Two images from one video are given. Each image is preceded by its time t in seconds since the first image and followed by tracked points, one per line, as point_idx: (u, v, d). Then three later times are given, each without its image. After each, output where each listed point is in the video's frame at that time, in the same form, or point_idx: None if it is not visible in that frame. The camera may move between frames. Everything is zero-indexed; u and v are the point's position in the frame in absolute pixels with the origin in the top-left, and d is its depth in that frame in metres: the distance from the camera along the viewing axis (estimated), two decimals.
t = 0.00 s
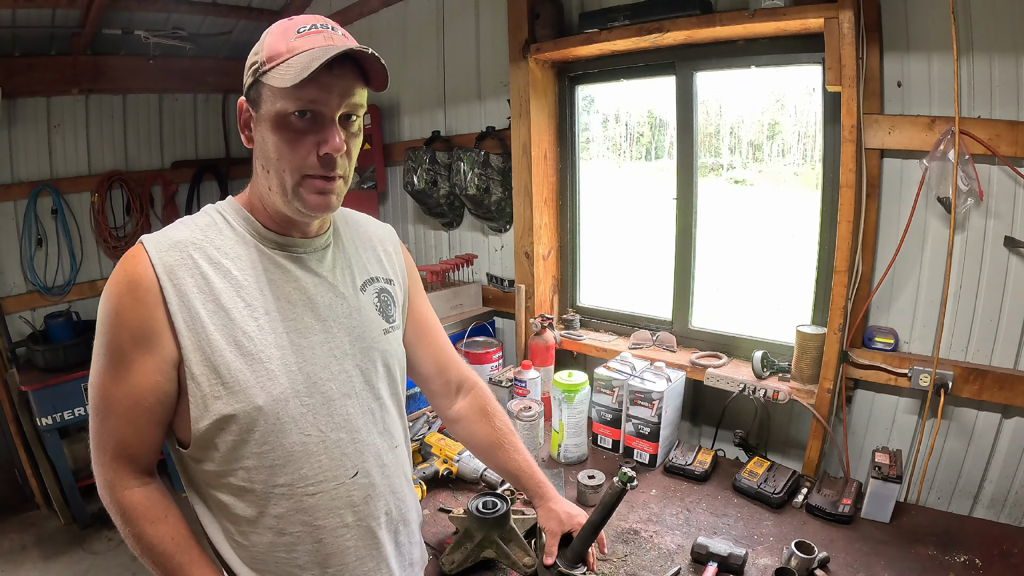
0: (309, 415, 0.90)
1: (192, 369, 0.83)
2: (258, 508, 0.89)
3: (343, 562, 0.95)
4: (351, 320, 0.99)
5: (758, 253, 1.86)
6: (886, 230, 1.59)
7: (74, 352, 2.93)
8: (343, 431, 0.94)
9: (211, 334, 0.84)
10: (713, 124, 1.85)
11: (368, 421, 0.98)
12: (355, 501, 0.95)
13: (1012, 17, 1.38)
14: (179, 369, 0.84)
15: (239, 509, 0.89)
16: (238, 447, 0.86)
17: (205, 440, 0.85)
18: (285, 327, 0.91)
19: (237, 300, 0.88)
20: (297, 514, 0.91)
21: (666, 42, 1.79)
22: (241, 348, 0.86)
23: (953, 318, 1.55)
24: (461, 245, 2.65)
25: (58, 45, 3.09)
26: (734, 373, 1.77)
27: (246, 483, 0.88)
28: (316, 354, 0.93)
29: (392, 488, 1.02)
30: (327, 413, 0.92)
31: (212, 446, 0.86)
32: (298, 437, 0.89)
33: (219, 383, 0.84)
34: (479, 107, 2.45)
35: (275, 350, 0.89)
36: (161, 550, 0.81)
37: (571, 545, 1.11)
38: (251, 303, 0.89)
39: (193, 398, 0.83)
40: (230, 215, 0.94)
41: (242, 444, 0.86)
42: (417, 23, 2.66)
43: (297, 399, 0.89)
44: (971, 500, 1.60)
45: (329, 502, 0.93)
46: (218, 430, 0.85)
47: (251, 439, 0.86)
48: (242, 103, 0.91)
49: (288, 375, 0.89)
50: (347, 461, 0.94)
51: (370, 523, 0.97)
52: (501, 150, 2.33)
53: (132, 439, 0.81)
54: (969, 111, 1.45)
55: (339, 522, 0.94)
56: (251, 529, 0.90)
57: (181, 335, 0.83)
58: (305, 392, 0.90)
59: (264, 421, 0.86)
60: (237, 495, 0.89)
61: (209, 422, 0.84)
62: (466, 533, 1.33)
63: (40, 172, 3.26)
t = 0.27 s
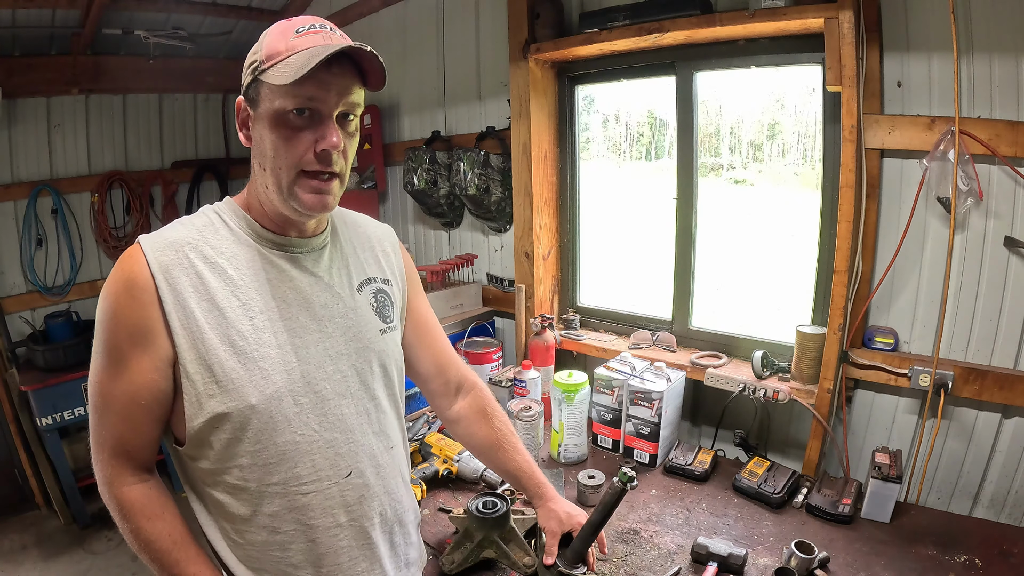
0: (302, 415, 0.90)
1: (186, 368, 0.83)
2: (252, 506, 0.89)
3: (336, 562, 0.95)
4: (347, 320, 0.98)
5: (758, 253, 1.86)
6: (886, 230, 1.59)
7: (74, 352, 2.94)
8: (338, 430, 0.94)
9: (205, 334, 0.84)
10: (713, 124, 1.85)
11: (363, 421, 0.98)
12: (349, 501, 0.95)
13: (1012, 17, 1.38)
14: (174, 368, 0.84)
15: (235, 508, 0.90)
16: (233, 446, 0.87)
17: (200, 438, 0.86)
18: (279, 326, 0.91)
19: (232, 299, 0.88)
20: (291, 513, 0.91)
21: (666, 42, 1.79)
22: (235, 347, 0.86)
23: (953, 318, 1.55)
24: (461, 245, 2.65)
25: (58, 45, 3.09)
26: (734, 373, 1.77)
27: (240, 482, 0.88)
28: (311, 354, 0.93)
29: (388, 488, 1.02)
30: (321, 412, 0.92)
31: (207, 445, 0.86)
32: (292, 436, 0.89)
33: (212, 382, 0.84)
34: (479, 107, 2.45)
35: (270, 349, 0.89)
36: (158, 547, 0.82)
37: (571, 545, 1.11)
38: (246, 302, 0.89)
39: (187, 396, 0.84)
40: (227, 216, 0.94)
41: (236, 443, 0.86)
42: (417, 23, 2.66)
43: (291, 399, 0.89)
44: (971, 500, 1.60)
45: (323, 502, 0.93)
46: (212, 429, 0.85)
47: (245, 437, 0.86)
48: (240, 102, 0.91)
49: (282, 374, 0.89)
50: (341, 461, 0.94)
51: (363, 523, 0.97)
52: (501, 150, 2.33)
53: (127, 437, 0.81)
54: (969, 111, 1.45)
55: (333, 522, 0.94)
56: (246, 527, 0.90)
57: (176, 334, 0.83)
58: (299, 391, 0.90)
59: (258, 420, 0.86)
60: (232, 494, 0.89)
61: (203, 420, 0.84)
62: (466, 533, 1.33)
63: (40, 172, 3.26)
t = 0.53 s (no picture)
0: (300, 411, 0.90)
1: (183, 365, 0.83)
2: (251, 504, 0.89)
3: (336, 558, 0.95)
4: (343, 317, 0.98)
5: (758, 253, 1.86)
6: (887, 230, 1.59)
7: (74, 352, 2.94)
8: (335, 427, 0.94)
9: (202, 332, 0.84)
10: (713, 124, 1.85)
11: (360, 418, 0.98)
12: (348, 497, 0.95)
13: (1012, 17, 1.38)
14: (171, 367, 0.84)
15: (234, 506, 0.90)
16: (230, 444, 0.87)
17: (198, 436, 0.86)
18: (276, 323, 0.91)
19: (228, 298, 0.88)
20: (290, 510, 0.91)
21: (666, 43, 1.79)
22: (232, 344, 0.86)
23: (953, 318, 1.55)
24: (461, 245, 2.66)
25: (58, 45, 3.09)
26: (734, 373, 1.77)
27: (239, 480, 0.88)
28: (308, 351, 0.93)
29: (386, 484, 1.02)
30: (318, 409, 0.92)
31: (205, 443, 0.87)
32: (290, 433, 0.89)
33: (210, 379, 0.84)
34: (479, 107, 2.45)
35: (267, 347, 0.89)
36: (157, 546, 0.82)
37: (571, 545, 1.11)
38: (242, 300, 0.89)
39: (185, 394, 0.84)
40: (221, 215, 0.94)
41: (234, 440, 0.87)
42: (417, 23, 2.66)
43: (288, 396, 0.89)
44: (971, 500, 1.60)
45: (322, 498, 0.93)
46: (210, 427, 0.86)
47: (243, 435, 0.86)
48: (239, 100, 0.90)
49: (279, 372, 0.89)
50: (339, 457, 0.94)
51: (363, 519, 0.97)
52: (501, 150, 2.33)
53: (126, 436, 0.82)
54: (969, 111, 1.45)
55: (332, 518, 0.94)
56: (246, 526, 0.90)
57: (172, 333, 0.83)
58: (296, 388, 0.90)
59: (255, 417, 0.87)
60: (232, 492, 0.89)
61: (201, 418, 0.84)
62: (466, 533, 1.33)
63: (40, 172, 3.26)
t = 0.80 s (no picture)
0: (299, 413, 0.90)
1: (181, 370, 0.83)
2: (251, 507, 0.89)
3: (337, 557, 0.95)
4: (338, 319, 0.98)
5: (758, 253, 1.86)
6: (886, 230, 1.59)
7: (74, 352, 2.94)
8: (333, 428, 0.94)
9: (198, 336, 0.84)
10: (713, 124, 1.85)
11: (358, 419, 0.98)
12: (348, 498, 0.95)
13: (1012, 18, 1.38)
14: (167, 371, 0.84)
15: (232, 508, 0.90)
16: (229, 447, 0.87)
17: (196, 440, 0.86)
18: (273, 325, 0.91)
19: (224, 300, 0.87)
20: (290, 512, 0.91)
21: (666, 42, 1.79)
22: (229, 347, 0.86)
23: (953, 318, 1.55)
24: (461, 245, 2.66)
25: (58, 46, 3.09)
26: (734, 373, 1.77)
27: (237, 483, 0.88)
28: (305, 352, 0.93)
29: (386, 484, 1.02)
30: (317, 411, 0.92)
31: (203, 447, 0.87)
32: (289, 435, 0.89)
33: (208, 384, 0.84)
34: (479, 108, 2.45)
35: (264, 349, 0.89)
36: (152, 549, 0.82)
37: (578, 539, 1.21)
38: (238, 303, 0.88)
39: (183, 399, 0.84)
40: (214, 216, 0.93)
41: (234, 444, 0.87)
42: (418, 23, 2.66)
43: (286, 398, 0.89)
44: (971, 500, 1.60)
45: (321, 499, 0.93)
46: (208, 431, 0.86)
47: (242, 438, 0.86)
48: (276, 111, 0.84)
49: (277, 374, 0.89)
50: (339, 457, 0.94)
51: (363, 519, 0.97)
52: (501, 150, 2.33)
53: (122, 439, 0.82)
54: (969, 111, 1.45)
55: (332, 518, 0.94)
56: (245, 528, 0.91)
57: (169, 337, 0.82)
58: (294, 390, 0.90)
59: (254, 420, 0.86)
60: (230, 495, 0.89)
61: (199, 423, 0.84)
62: (466, 533, 1.33)
63: (40, 173, 3.26)
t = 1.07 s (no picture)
0: (301, 414, 0.90)
1: (182, 375, 0.83)
2: (254, 510, 0.89)
3: (343, 556, 0.95)
4: (335, 319, 0.99)
5: (758, 253, 1.86)
6: (886, 230, 1.58)
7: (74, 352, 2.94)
8: (335, 428, 0.94)
9: (199, 339, 0.84)
10: (713, 124, 1.85)
11: (358, 418, 0.98)
12: (352, 497, 0.96)
13: (1012, 18, 1.38)
14: (165, 376, 0.84)
15: (236, 513, 0.89)
16: (232, 451, 0.86)
17: (198, 446, 0.86)
18: (272, 327, 0.91)
19: (223, 303, 0.87)
20: (295, 514, 0.91)
21: (666, 43, 1.79)
22: (230, 350, 0.86)
23: (953, 318, 1.55)
24: (461, 245, 2.66)
25: (58, 46, 3.09)
26: (734, 373, 1.77)
27: (241, 487, 0.88)
28: (305, 353, 0.93)
29: (387, 482, 1.02)
30: (318, 412, 0.92)
31: (205, 452, 0.86)
32: (292, 436, 0.89)
33: (210, 388, 0.84)
34: (479, 107, 2.45)
35: (264, 351, 0.89)
36: (155, 561, 0.82)
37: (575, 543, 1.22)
38: (237, 305, 0.88)
39: (185, 405, 0.83)
40: (207, 219, 0.92)
41: (237, 447, 0.86)
42: (418, 23, 2.66)
43: (289, 399, 0.89)
44: (971, 500, 1.60)
45: (326, 499, 0.93)
46: (210, 436, 0.85)
47: (245, 441, 0.86)
48: (268, 109, 0.84)
49: (279, 375, 0.89)
50: (342, 457, 0.94)
51: (368, 518, 0.98)
52: (501, 150, 2.33)
53: (122, 446, 0.81)
54: (969, 111, 1.45)
55: (337, 518, 0.94)
56: (249, 532, 0.90)
57: (169, 341, 0.82)
58: (297, 391, 0.90)
59: (258, 423, 0.86)
60: (233, 499, 0.89)
61: (202, 428, 0.84)
62: (466, 533, 1.33)
63: (40, 172, 3.26)
